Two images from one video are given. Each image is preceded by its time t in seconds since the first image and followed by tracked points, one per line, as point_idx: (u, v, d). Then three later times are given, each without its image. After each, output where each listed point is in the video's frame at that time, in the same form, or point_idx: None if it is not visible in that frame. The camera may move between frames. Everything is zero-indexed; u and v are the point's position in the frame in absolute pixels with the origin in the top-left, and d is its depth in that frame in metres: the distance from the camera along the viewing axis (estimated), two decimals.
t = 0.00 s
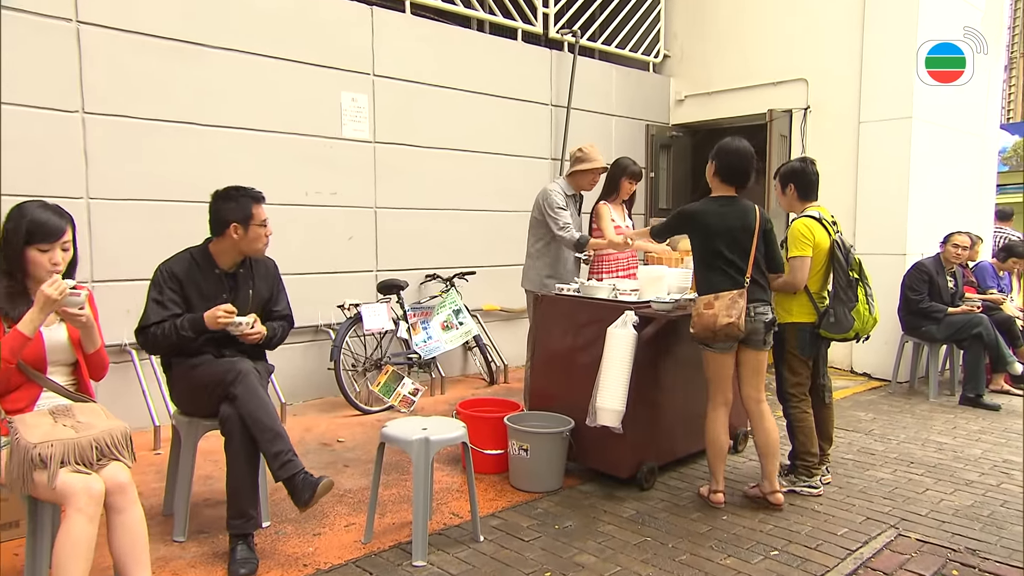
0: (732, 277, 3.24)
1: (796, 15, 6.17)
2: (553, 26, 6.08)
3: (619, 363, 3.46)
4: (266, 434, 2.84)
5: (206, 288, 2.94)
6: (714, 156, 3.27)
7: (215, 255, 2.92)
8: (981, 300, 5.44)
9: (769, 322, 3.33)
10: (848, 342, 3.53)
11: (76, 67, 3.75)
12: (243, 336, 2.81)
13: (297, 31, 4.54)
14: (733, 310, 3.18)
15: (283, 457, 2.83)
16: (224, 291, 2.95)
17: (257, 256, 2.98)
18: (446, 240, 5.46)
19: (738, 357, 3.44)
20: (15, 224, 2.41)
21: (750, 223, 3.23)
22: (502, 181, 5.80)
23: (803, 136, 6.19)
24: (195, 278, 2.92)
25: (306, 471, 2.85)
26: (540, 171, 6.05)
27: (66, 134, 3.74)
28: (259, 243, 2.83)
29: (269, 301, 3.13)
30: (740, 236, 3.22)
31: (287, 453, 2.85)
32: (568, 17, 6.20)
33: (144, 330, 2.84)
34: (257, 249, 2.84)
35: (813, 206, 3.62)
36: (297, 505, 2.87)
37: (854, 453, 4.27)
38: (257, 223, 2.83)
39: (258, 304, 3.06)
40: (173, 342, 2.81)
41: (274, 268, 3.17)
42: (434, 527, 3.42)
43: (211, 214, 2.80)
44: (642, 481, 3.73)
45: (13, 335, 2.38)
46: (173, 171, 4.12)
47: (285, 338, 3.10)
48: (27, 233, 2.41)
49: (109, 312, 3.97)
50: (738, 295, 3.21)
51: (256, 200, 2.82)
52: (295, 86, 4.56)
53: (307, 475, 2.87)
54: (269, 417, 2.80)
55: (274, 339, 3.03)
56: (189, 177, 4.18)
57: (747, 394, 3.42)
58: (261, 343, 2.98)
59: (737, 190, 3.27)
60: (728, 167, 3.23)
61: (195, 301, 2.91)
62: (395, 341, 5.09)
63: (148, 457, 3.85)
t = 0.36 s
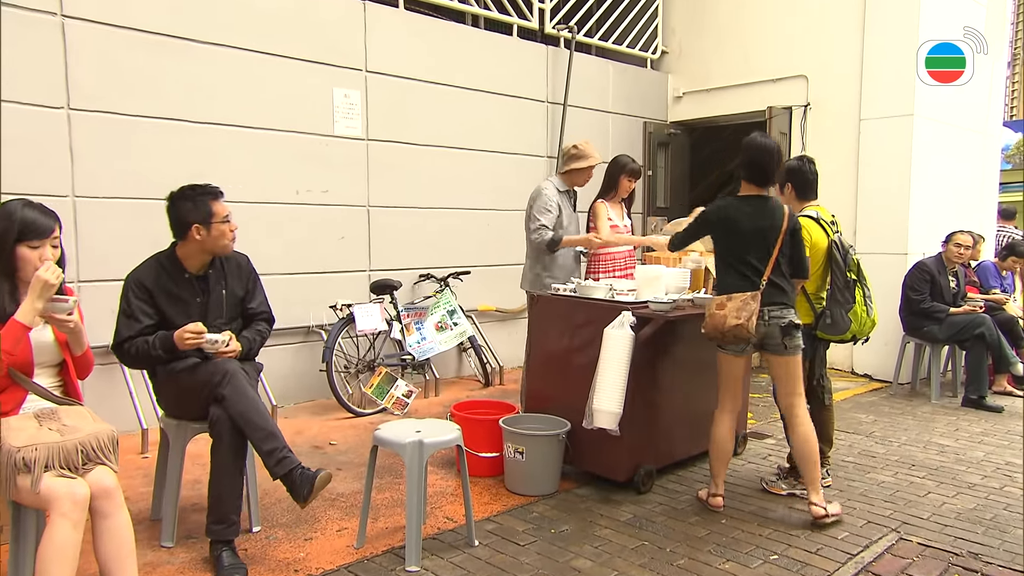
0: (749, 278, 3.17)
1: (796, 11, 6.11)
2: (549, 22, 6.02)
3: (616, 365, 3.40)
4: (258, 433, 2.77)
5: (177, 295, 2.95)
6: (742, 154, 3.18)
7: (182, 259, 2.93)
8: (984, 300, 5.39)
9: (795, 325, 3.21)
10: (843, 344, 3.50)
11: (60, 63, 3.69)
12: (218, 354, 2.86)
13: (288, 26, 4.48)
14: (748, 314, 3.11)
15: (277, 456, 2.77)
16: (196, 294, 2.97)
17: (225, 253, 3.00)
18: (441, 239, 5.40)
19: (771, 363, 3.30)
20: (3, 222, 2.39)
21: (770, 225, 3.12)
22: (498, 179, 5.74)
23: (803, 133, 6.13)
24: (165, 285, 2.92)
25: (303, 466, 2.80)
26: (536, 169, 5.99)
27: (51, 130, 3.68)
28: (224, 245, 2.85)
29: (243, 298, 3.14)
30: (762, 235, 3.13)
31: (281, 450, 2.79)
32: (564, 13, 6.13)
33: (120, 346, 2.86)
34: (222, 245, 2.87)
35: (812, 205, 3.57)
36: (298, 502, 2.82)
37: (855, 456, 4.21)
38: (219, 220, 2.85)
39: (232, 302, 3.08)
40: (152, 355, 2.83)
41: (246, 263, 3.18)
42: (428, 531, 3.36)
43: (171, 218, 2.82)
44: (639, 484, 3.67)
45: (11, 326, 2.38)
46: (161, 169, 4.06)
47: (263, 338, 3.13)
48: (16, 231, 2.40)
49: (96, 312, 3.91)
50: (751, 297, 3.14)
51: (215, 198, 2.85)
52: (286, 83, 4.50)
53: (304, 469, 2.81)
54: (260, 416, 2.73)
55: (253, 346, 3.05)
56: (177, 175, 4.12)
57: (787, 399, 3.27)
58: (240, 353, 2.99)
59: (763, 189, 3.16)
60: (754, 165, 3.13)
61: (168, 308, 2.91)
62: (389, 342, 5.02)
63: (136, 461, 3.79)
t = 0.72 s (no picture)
0: (791, 282, 3.05)
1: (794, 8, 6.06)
2: (544, 18, 5.96)
3: (612, 366, 3.35)
4: (239, 441, 2.70)
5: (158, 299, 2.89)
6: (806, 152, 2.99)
7: (162, 261, 2.88)
8: (985, 299, 5.34)
9: (834, 335, 2.95)
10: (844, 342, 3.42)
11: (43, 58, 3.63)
12: (197, 360, 2.79)
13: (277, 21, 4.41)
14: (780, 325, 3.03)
15: (258, 464, 2.70)
16: (177, 297, 2.90)
17: (205, 253, 2.94)
18: (435, 239, 5.34)
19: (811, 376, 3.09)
20: None
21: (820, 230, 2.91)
22: (493, 178, 5.68)
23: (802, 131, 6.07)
24: (145, 288, 2.86)
25: (284, 475, 2.74)
26: (532, 168, 5.93)
27: (34, 127, 3.62)
28: (203, 244, 2.80)
29: (228, 298, 3.09)
30: (809, 238, 2.94)
31: (262, 459, 2.72)
32: (559, 8, 6.07)
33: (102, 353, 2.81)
34: (201, 245, 2.81)
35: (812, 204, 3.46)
36: (277, 511, 2.75)
37: (854, 458, 4.16)
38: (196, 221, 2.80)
39: (215, 303, 3.02)
40: (133, 363, 2.78)
41: (229, 262, 3.11)
42: (421, 536, 3.30)
43: (147, 219, 2.77)
44: (636, 487, 3.61)
45: (5, 327, 2.28)
46: (148, 167, 4.00)
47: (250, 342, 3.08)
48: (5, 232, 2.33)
49: (81, 313, 3.84)
50: (787, 306, 3.05)
51: (191, 198, 2.80)
52: (275, 79, 4.43)
53: (284, 479, 2.75)
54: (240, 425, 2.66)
55: (239, 349, 3.00)
56: (165, 173, 4.07)
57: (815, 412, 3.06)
58: (225, 359, 2.94)
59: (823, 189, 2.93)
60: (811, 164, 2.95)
61: (148, 313, 2.85)
62: (381, 343, 4.95)
63: (122, 464, 3.73)
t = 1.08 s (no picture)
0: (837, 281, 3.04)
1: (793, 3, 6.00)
2: (540, 14, 5.90)
3: (609, 366, 3.29)
4: (230, 444, 2.64)
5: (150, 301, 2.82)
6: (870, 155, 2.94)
7: (154, 262, 2.81)
8: (987, 300, 5.29)
9: (865, 336, 2.95)
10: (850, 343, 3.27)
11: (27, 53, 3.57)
12: (188, 362, 2.73)
13: (267, 16, 4.35)
14: (816, 319, 3.05)
15: (250, 470, 2.64)
16: (168, 299, 2.83)
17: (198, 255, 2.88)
18: (429, 238, 5.27)
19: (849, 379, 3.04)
20: None
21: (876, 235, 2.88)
22: (488, 176, 5.61)
23: (801, 128, 6.01)
24: (135, 290, 2.78)
25: (276, 480, 2.68)
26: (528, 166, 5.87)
27: (18, 123, 3.57)
28: (199, 247, 2.75)
29: (219, 300, 3.02)
30: (860, 242, 2.91)
31: (255, 464, 2.66)
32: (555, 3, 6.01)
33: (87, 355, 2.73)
34: (196, 248, 2.75)
35: (812, 201, 3.43)
36: (269, 516, 2.70)
37: (855, 461, 4.10)
38: (193, 225, 2.75)
39: (207, 305, 2.96)
40: (122, 369, 2.70)
41: (221, 263, 3.05)
42: (414, 540, 3.23)
43: (141, 219, 2.71)
44: (633, 490, 3.54)
45: None
46: (138, 164, 3.95)
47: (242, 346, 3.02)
48: None
49: (66, 313, 3.78)
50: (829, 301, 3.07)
51: (188, 201, 2.75)
52: (265, 74, 4.37)
53: (277, 484, 2.69)
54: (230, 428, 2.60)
55: (230, 353, 2.94)
56: (153, 171, 4.01)
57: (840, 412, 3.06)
58: (215, 363, 2.87)
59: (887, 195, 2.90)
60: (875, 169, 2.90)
61: (138, 314, 2.78)
62: (374, 344, 4.89)
63: (108, 468, 3.67)
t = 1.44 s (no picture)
0: (923, 280, 3.06)
1: None
2: (534, 9, 5.83)
3: (605, 367, 3.23)
4: (223, 447, 2.57)
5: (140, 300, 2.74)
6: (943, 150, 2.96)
7: (146, 260, 2.73)
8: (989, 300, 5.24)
9: (961, 331, 2.99)
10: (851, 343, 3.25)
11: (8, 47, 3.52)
12: (180, 364, 2.67)
13: (256, 10, 4.29)
14: (911, 316, 3.05)
15: (243, 473, 2.58)
16: (160, 299, 2.76)
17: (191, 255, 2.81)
18: (423, 238, 5.21)
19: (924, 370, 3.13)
20: None
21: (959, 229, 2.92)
22: (483, 175, 5.55)
23: (799, 126, 5.96)
24: (126, 289, 2.71)
25: (270, 484, 2.62)
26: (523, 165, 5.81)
27: None
28: (194, 245, 2.69)
29: (212, 301, 2.95)
30: (937, 238, 2.97)
31: (247, 467, 2.59)
32: None
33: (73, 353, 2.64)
34: (191, 248, 2.69)
35: (812, 200, 3.38)
36: (262, 521, 2.63)
37: (855, 463, 4.05)
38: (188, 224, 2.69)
39: (198, 306, 2.88)
40: (111, 370, 2.63)
41: (214, 263, 2.98)
42: (406, 545, 3.17)
43: (136, 217, 2.63)
44: (630, 493, 3.49)
45: None
46: (126, 162, 3.90)
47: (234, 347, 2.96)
48: None
49: (50, 314, 3.72)
50: (923, 298, 3.03)
51: (185, 199, 2.69)
52: (254, 70, 4.31)
53: (270, 488, 2.63)
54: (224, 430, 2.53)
55: (222, 355, 2.87)
56: (140, 168, 3.95)
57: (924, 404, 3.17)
58: (207, 365, 2.80)
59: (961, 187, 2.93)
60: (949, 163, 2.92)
61: (129, 314, 2.71)
62: (366, 345, 4.82)
63: (93, 472, 3.60)
